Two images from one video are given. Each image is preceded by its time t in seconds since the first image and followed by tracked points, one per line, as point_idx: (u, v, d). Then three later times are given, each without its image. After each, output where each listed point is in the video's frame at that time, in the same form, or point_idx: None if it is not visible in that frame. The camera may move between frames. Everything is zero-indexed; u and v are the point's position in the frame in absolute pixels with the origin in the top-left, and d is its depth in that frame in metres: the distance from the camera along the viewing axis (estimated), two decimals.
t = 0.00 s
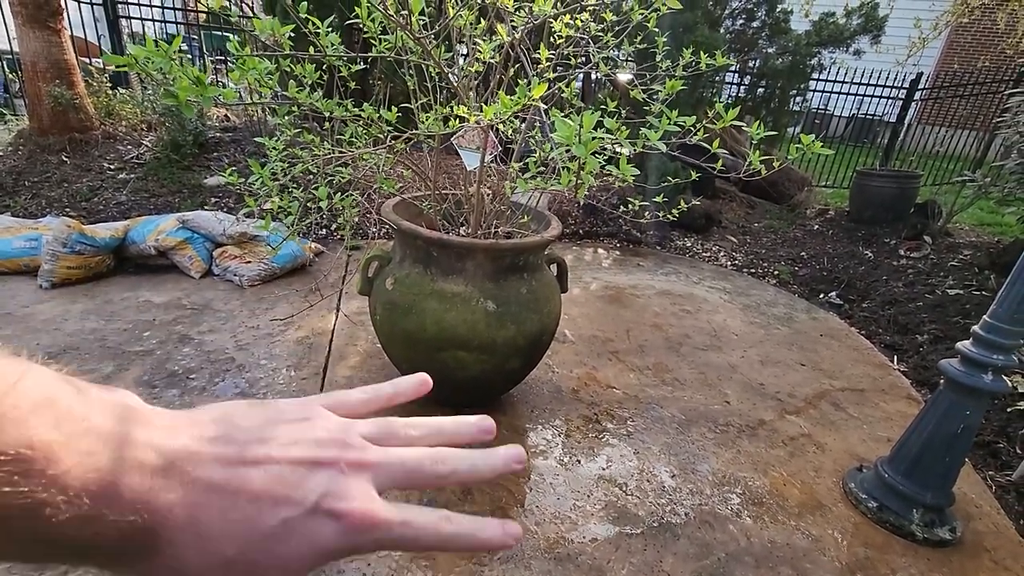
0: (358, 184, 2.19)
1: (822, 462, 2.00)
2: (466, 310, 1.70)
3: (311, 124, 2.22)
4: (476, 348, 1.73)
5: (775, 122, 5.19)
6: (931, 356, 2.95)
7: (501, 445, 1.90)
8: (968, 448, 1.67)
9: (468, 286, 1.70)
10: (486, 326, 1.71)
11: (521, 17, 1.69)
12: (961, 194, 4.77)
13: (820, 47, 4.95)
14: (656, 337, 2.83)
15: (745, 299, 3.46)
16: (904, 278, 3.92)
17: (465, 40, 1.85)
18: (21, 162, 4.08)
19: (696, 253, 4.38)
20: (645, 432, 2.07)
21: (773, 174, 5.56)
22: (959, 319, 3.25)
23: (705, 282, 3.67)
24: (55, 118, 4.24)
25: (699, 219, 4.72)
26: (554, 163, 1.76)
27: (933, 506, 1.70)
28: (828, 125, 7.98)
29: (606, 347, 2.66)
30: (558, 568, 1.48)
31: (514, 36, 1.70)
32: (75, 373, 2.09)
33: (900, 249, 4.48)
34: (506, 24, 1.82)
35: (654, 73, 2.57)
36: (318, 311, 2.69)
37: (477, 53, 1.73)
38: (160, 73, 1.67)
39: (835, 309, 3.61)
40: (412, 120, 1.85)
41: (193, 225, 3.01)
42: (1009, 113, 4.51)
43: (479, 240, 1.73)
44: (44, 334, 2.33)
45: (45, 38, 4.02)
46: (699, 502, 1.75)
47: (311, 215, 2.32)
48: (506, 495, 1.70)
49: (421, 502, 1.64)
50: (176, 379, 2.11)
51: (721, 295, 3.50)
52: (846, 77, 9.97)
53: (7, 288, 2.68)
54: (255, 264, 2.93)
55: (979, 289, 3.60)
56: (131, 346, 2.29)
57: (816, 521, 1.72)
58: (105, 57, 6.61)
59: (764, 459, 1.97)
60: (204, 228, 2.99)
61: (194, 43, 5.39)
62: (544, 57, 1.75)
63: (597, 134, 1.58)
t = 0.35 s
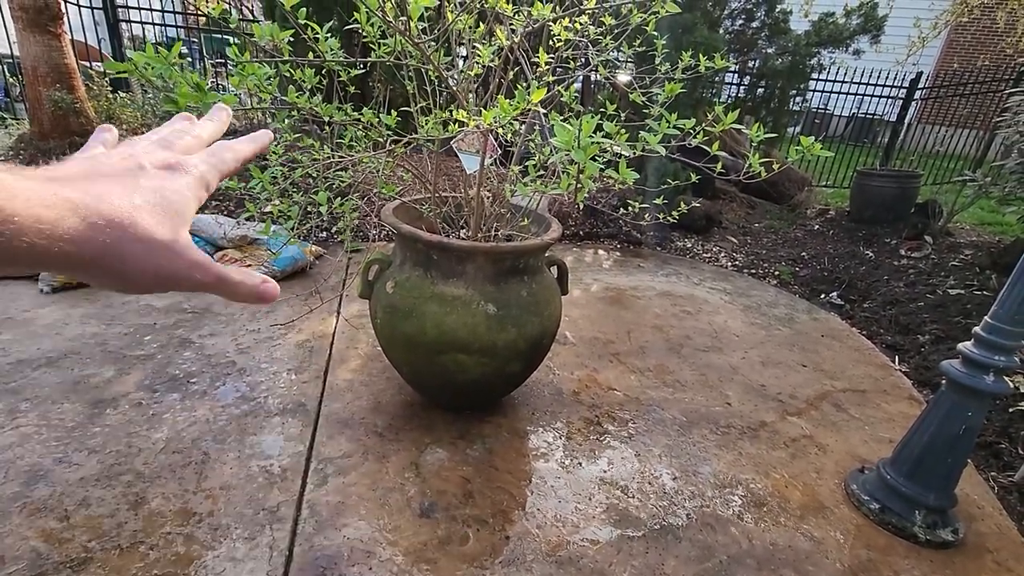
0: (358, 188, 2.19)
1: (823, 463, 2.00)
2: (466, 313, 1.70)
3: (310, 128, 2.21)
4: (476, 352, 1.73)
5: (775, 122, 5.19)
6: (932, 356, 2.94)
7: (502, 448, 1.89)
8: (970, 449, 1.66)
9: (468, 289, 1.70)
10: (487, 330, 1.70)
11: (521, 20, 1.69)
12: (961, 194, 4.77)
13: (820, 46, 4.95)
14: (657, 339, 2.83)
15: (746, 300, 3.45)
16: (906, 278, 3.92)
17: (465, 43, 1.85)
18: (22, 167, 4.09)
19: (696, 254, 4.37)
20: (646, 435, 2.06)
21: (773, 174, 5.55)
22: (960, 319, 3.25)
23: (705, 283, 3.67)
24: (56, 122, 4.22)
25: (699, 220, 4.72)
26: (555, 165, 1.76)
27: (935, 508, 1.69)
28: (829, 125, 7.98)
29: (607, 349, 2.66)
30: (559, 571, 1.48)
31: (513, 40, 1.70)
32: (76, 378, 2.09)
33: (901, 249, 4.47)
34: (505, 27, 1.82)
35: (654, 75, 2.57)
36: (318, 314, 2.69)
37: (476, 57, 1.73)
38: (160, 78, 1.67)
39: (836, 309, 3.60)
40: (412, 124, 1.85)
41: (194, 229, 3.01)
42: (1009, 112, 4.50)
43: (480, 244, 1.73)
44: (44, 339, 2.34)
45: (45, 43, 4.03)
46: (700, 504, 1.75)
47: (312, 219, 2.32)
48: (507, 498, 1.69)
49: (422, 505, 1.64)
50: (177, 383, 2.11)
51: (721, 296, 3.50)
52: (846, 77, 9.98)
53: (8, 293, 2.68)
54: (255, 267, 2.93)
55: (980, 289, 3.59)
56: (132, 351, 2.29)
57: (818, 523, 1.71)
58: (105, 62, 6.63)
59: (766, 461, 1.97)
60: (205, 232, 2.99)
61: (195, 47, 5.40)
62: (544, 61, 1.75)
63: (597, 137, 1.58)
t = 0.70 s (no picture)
0: (360, 188, 2.18)
1: (829, 463, 1.98)
2: (468, 314, 1.69)
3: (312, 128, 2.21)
4: (478, 353, 1.72)
5: (779, 119, 5.17)
6: (939, 355, 2.92)
7: (505, 449, 1.89)
8: (977, 449, 1.65)
9: (470, 290, 1.69)
10: (489, 331, 1.70)
11: (522, 20, 1.68)
12: (967, 190, 4.73)
13: (825, 42, 4.83)
14: (660, 339, 2.82)
15: (750, 298, 3.43)
16: (911, 276, 3.89)
17: (465, 43, 1.85)
18: (25, 168, 4.10)
19: (700, 253, 4.35)
20: (650, 435, 2.05)
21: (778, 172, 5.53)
22: (967, 318, 3.22)
23: (709, 282, 3.65)
24: (59, 123, 4.26)
25: (703, 218, 4.70)
26: (557, 166, 1.76)
27: (942, 509, 1.68)
28: (833, 122, 7.94)
29: (610, 349, 2.65)
30: (563, 574, 1.47)
31: (514, 40, 1.69)
32: (80, 380, 2.10)
33: (906, 246, 4.44)
34: (507, 27, 1.82)
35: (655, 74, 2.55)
36: (320, 314, 2.68)
37: (477, 58, 1.73)
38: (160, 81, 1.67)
39: (841, 308, 3.58)
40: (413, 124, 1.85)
41: (196, 229, 3.01)
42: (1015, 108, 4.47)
43: (481, 244, 1.72)
44: (48, 340, 2.34)
45: (48, 44, 4.05)
46: (705, 506, 1.74)
47: (314, 220, 2.32)
48: (510, 499, 1.69)
49: (425, 507, 1.63)
50: (180, 385, 2.11)
51: (725, 294, 3.48)
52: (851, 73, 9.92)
53: (13, 294, 2.69)
54: (258, 267, 2.93)
55: (987, 287, 3.56)
56: (135, 352, 2.29)
57: (823, 524, 1.70)
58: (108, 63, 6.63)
59: (771, 462, 1.96)
60: (207, 233, 2.99)
61: (197, 48, 5.41)
62: (545, 60, 1.74)
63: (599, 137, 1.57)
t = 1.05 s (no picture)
0: (368, 189, 2.18)
1: (840, 467, 1.96)
2: (477, 314, 1.68)
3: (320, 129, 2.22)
4: (486, 354, 1.71)
5: (789, 117, 5.12)
6: (952, 357, 2.89)
7: (512, 450, 1.88)
8: (992, 454, 1.62)
9: (478, 291, 1.69)
10: (497, 332, 1.69)
11: (531, 20, 1.67)
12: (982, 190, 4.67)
13: (837, 40, 4.77)
14: (669, 340, 2.80)
15: (759, 299, 3.41)
16: (924, 276, 3.85)
17: (474, 43, 1.84)
18: (38, 168, 4.13)
19: (709, 253, 4.32)
20: (659, 437, 2.04)
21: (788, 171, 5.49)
22: (981, 319, 3.18)
23: (718, 282, 3.63)
24: (71, 123, 4.29)
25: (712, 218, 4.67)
26: (566, 167, 1.75)
27: (956, 514, 1.66)
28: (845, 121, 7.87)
29: (618, 349, 2.64)
30: None
31: (523, 40, 1.69)
32: (91, 379, 2.11)
33: (919, 246, 4.39)
34: (516, 26, 1.81)
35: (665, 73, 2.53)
36: (328, 314, 2.68)
37: (486, 58, 1.72)
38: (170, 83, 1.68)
39: (852, 308, 3.54)
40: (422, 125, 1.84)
41: (205, 229, 3.03)
42: None
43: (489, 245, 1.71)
44: (59, 339, 2.36)
45: (60, 45, 4.09)
46: (713, 509, 1.72)
47: (322, 221, 2.32)
48: (518, 501, 1.68)
49: (433, 509, 1.63)
50: (190, 384, 2.12)
51: (734, 294, 3.46)
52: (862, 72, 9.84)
53: (25, 293, 2.72)
54: (267, 267, 2.94)
55: (1002, 288, 3.52)
56: (145, 351, 2.31)
57: (834, 529, 1.68)
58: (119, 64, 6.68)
59: (781, 464, 1.94)
60: (217, 233, 3.01)
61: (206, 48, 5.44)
62: (554, 61, 1.73)
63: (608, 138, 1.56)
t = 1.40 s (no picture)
0: (373, 191, 2.19)
1: (847, 471, 1.95)
2: (481, 317, 1.68)
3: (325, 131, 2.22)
4: (491, 356, 1.71)
5: (796, 118, 5.10)
6: (961, 360, 2.86)
7: (516, 452, 1.88)
8: (1002, 459, 1.61)
9: (483, 293, 1.69)
10: (502, 334, 1.69)
11: (536, 23, 1.67)
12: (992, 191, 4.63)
13: (844, 40, 4.77)
14: (674, 342, 2.78)
15: (766, 301, 3.39)
16: (933, 278, 3.82)
17: (478, 45, 1.84)
18: (47, 170, 4.17)
19: (715, 254, 4.30)
20: (664, 440, 2.03)
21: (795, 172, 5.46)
22: (990, 321, 3.15)
23: (724, 284, 3.61)
24: (80, 126, 4.33)
25: (718, 219, 4.65)
26: (570, 170, 1.74)
27: (965, 519, 1.64)
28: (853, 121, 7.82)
29: (624, 352, 2.63)
30: None
31: (528, 43, 1.68)
32: (99, 380, 2.13)
33: (927, 248, 4.36)
34: (520, 29, 1.81)
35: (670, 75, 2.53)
36: (333, 316, 2.69)
37: (491, 61, 1.72)
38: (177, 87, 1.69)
39: (860, 310, 3.52)
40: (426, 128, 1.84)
41: (212, 231, 3.04)
42: None
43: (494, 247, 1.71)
44: (68, 340, 2.37)
45: (69, 49, 4.12)
46: (719, 512, 1.72)
47: (327, 223, 2.33)
48: (522, 503, 1.68)
49: (437, 511, 1.63)
50: (196, 385, 2.13)
51: (741, 296, 3.44)
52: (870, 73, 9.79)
53: (34, 294, 2.74)
54: (273, 268, 2.95)
55: (1012, 290, 3.48)
56: (152, 352, 2.32)
57: (841, 534, 1.67)
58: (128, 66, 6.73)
59: (787, 468, 1.93)
60: (223, 234, 3.02)
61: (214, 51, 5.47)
62: (559, 64, 1.73)
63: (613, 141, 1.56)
